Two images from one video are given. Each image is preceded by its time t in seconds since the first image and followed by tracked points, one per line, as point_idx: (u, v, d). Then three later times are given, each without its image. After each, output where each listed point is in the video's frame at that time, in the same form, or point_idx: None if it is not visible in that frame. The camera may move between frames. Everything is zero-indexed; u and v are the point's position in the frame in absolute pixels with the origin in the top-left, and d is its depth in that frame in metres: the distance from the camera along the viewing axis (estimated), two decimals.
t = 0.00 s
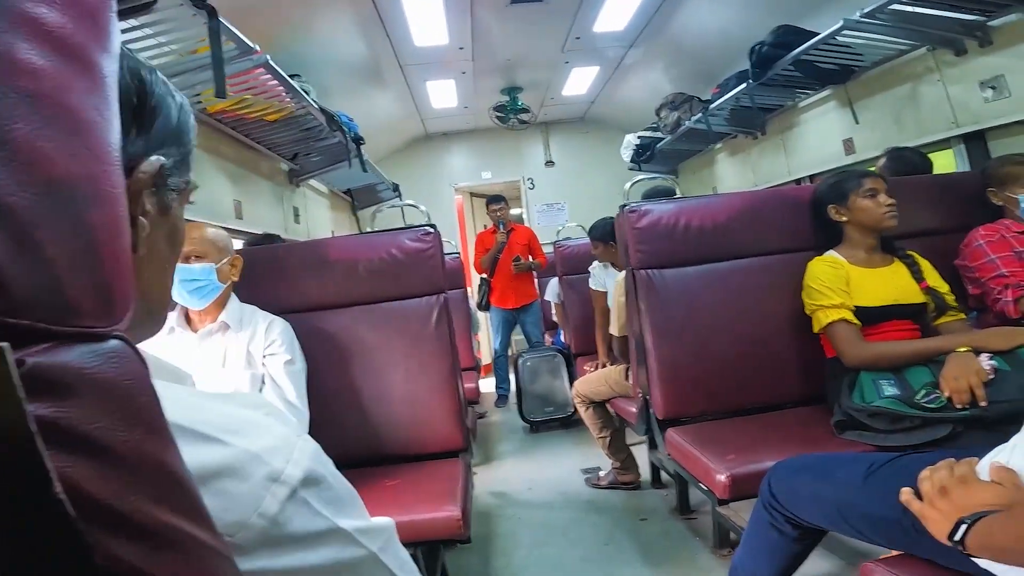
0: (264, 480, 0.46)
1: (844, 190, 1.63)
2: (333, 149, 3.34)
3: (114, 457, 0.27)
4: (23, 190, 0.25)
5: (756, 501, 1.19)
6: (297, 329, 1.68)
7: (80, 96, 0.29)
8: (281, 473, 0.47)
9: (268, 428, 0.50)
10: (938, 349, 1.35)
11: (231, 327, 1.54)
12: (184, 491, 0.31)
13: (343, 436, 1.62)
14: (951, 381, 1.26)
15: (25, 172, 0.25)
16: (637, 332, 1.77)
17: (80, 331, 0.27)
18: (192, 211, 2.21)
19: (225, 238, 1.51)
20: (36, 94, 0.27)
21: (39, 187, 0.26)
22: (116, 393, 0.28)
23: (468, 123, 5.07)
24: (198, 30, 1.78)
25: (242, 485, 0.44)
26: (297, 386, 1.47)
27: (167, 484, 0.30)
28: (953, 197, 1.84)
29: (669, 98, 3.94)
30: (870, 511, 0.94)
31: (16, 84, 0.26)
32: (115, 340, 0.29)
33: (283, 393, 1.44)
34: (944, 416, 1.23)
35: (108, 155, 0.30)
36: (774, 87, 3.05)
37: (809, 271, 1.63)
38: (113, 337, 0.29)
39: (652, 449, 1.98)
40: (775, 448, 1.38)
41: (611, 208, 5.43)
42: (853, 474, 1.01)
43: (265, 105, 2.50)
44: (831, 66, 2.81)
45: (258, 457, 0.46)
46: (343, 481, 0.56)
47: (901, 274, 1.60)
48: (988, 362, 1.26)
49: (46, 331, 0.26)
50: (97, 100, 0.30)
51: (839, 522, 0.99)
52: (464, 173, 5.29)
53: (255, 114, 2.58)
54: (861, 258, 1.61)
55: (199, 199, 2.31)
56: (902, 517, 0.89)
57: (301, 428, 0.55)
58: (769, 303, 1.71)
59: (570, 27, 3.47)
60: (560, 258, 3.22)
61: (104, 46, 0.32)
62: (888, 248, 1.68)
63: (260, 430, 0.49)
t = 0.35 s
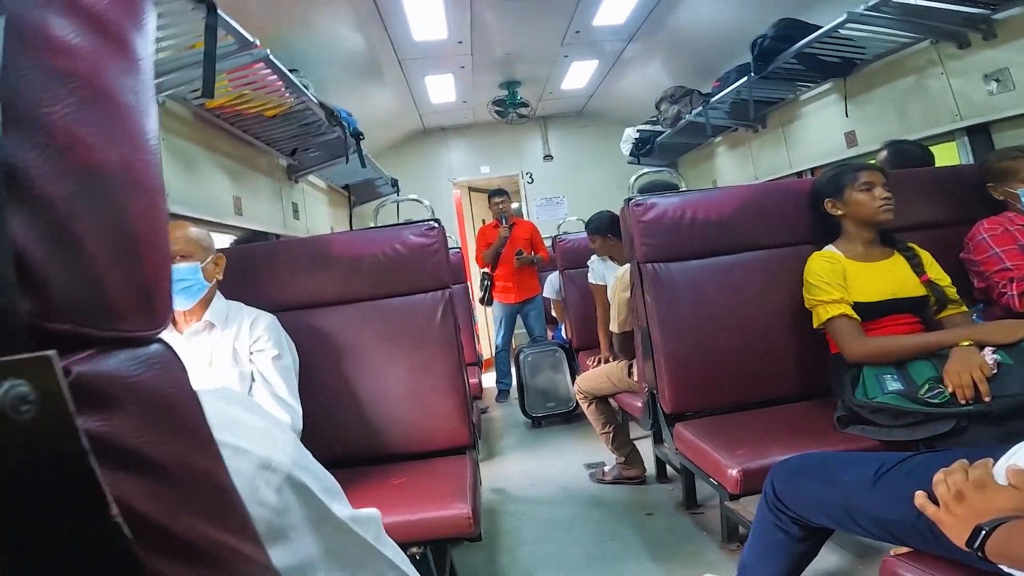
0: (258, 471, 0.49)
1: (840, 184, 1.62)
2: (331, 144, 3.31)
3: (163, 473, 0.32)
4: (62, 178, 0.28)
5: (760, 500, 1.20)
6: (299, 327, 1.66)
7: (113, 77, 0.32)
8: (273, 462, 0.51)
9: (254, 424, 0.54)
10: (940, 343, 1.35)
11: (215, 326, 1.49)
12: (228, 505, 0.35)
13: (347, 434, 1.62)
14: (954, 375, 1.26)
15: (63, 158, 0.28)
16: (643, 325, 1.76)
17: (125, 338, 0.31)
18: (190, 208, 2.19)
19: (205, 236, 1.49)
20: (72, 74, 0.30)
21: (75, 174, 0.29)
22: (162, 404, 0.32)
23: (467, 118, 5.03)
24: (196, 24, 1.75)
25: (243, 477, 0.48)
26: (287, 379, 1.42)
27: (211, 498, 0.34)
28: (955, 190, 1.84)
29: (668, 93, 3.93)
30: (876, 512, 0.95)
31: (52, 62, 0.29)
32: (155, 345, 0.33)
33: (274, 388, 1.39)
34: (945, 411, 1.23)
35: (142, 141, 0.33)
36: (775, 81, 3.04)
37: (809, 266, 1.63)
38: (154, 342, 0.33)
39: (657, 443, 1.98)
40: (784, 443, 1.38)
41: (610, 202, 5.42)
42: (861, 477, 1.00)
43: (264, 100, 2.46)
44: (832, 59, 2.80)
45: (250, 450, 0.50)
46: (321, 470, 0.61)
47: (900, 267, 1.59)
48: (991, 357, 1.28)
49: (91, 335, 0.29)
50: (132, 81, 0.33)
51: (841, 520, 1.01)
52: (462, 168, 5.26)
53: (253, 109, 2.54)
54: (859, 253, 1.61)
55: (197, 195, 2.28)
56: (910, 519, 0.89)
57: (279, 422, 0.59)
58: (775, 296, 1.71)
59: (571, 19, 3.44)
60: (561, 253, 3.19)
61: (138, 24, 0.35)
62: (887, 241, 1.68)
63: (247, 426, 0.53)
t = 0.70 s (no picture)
0: (208, 456, 0.50)
1: (828, 191, 1.64)
2: (328, 144, 3.31)
3: (125, 484, 0.30)
4: (18, 193, 0.26)
5: (754, 504, 1.19)
6: (291, 327, 1.66)
7: (79, 88, 0.30)
8: (224, 448, 0.52)
9: (198, 415, 0.56)
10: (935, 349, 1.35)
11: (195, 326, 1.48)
12: (192, 514, 0.33)
13: (338, 435, 1.61)
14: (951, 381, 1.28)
15: (22, 174, 0.27)
16: (637, 329, 1.76)
17: (91, 350, 0.30)
18: (184, 206, 2.18)
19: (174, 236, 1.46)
20: (34, 86, 0.28)
21: (35, 189, 0.27)
22: (123, 413, 0.30)
23: (464, 118, 5.03)
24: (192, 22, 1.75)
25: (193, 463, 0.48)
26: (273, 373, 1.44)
27: (175, 507, 0.32)
28: (950, 196, 1.84)
29: (667, 95, 3.91)
30: (871, 517, 0.94)
31: (13, 76, 0.27)
32: (118, 356, 0.31)
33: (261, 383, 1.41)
34: (942, 416, 1.23)
35: (104, 150, 0.31)
36: (772, 85, 3.04)
37: (801, 273, 1.63)
38: (116, 353, 0.32)
39: (650, 447, 1.98)
40: (775, 448, 1.38)
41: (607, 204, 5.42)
42: (854, 478, 1.01)
43: (260, 100, 2.46)
44: (830, 64, 2.81)
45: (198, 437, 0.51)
46: (278, 459, 0.63)
47: (893, 272, 1.60)
48: (989, 362, 1.25)
49: (48, 348, 0.28)
50: (97, 91, 0.32)
51: (841, 526, 1.00)
52: (459, 168, 5.26)
53: (249, 109, 2.54)
54: (851, 258, 1.61)
55: (191, 194, 2.28)
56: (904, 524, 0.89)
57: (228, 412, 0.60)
58: (768, 301, 1.71)
59: (569, 22, 3.44)
60: (556, 255, 3.20)
61: (106, 34, 0.34)
62: (879, 247, 1.68)
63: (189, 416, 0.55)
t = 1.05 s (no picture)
0: (173, 454, 0.49)
1: (826, 195, 1.62)
2: (326, 138, 3.30)
3: (41, 470, 0.29)
4: None
5: (736, 510, 1.18)
6: (280, 321, 1.65)
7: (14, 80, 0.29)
8: (192, 446, 0.51)
9: (174, 406, 0.54)
10: (923, 356, 1.34)
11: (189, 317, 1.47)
12: (126, 504, 0.33)
13: (324, 430, 1.61)
14: (937, 388, 1.26)
15: None
16: (627, 331, 1.75)
17: (17, 333, 0.29)
18: (178, 197, 2.18)
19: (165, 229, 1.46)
20: None
21: None
22: (48, 399, 0.30)
23: (464, 116, 5.02)
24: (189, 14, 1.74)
25: (154, 462, 0.48)
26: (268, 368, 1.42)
27: (106, 497, 0.32)
28: (944, 203, 1.83)
29: (666, 96, 3.92)
30: (850, 523, 0.94)
31: None
32: (49, 342, 0.31)
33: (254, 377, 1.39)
34: (926, 425, 1.21)
35: (38, 143, 0.30)
36: (771, 88, 3.03)
37: (795, 276, 1.62)
38: (47, 338, 0.31)
39: (638, 449, 1.98)
40: (761, 452, 1.37)
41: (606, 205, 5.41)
42: (833, 485, 1.00)
43: (257, 93, 2.46)
44: (829, 69, 2.80)
45: (165, 434, 0.50)
46: (254, 455, 0.61)
47: (887, 278, 1.59)
48: (974, 371, 1.26)
49: None
50: (34, 84, 0.31)
51: (820, 535, 0.99)
52: (458, 166, 5.26)
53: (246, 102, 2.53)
54: (846, 263, 1.61)
55: (184, 185, 2.27)
56: (882, 530, 0.88)
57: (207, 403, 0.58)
58: (759, 304, 1.70)
59: (570, 21, 3.43)
60: (552, 254, 3.20)
61: (51, 30, 0.33)
62: (873, 252, 1.68)
63: (162, 408, 0.53)
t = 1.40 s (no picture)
0: (129, 435, 0.47)
1: (822, 182, 1.61)
2: (318, 133, 3.29)
3: None
4: None
5: (732, 496, 1.18)
6: (270, 314, 1.64)
7: None
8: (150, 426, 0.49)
9: (137, 384, 0.53)
10: (917, 343, 1.34)
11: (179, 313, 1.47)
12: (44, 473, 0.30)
13: (314, 424, 1.60)
14: (930, 375, 1.26)
15: None
16: (619, 322, 1.74)
17: None
18: (167, 191, 2.16)
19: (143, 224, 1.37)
20: None
21: None
22: None
23: (458, 111, 5.01)
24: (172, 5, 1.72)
25: (107, 443, 0.46)
26: (240, 355, 1.36)
27: (16, 463, 0.30)
28: (936, 192, 1.83)
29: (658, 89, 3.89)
30: (843, 505, 0.93)
31: None
32: None
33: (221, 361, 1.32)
34: (920, 412, 1.21)
35: None
36: (763, 80, 3.02)
37: (789, 265, 1.61)
38: None
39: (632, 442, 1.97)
40: (754, 441, 1.37)
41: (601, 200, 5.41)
42: (828, 468, 0.99)
43: (247, 87, 2.44)
44: (821, 60, 2.79)
45: (123, 413, 0.48)
46: (221, 438, 0.60)
47: (880, 266, 1.58)
48: (968, 358, 1.27)
49: None
50: None
51: (822, 522, 0.97)
52: (453, 161, 5.24)
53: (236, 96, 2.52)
54: (840, 251, 1.60)
55: (174, 179, 2.26)
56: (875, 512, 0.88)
57: (172, 384, 0.57)
58: (751, 295, 1.69)
59: (562, 15, 3.42)
60: (547, 248, 3.20)
61: None
62: (866, 241, 1.67)
63: (124, 386, 0.51)
